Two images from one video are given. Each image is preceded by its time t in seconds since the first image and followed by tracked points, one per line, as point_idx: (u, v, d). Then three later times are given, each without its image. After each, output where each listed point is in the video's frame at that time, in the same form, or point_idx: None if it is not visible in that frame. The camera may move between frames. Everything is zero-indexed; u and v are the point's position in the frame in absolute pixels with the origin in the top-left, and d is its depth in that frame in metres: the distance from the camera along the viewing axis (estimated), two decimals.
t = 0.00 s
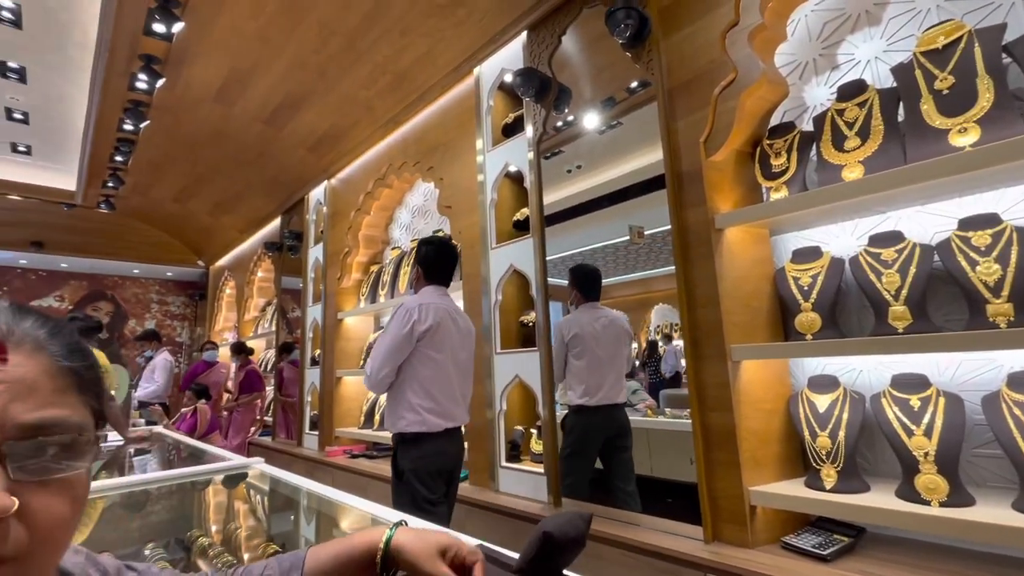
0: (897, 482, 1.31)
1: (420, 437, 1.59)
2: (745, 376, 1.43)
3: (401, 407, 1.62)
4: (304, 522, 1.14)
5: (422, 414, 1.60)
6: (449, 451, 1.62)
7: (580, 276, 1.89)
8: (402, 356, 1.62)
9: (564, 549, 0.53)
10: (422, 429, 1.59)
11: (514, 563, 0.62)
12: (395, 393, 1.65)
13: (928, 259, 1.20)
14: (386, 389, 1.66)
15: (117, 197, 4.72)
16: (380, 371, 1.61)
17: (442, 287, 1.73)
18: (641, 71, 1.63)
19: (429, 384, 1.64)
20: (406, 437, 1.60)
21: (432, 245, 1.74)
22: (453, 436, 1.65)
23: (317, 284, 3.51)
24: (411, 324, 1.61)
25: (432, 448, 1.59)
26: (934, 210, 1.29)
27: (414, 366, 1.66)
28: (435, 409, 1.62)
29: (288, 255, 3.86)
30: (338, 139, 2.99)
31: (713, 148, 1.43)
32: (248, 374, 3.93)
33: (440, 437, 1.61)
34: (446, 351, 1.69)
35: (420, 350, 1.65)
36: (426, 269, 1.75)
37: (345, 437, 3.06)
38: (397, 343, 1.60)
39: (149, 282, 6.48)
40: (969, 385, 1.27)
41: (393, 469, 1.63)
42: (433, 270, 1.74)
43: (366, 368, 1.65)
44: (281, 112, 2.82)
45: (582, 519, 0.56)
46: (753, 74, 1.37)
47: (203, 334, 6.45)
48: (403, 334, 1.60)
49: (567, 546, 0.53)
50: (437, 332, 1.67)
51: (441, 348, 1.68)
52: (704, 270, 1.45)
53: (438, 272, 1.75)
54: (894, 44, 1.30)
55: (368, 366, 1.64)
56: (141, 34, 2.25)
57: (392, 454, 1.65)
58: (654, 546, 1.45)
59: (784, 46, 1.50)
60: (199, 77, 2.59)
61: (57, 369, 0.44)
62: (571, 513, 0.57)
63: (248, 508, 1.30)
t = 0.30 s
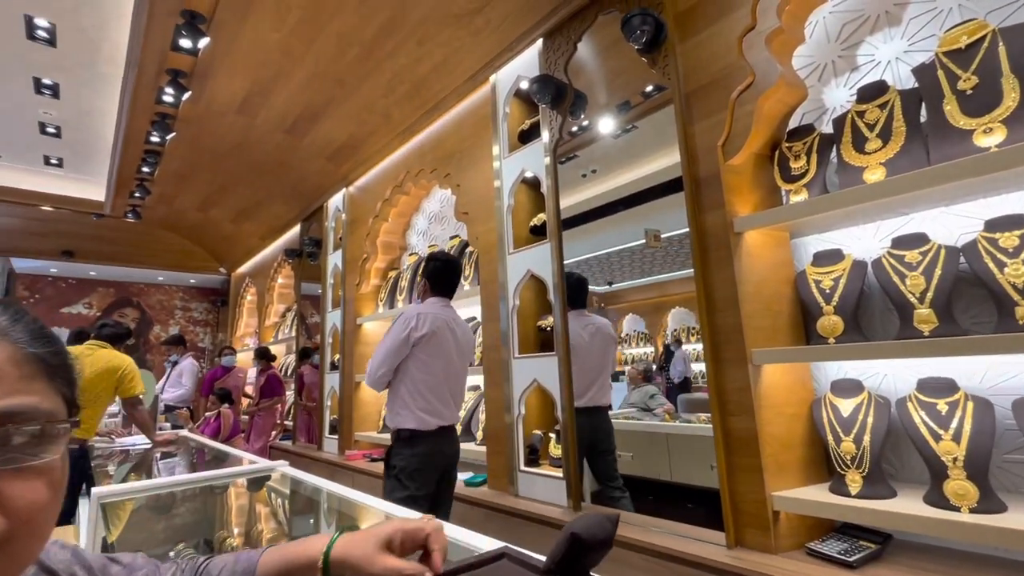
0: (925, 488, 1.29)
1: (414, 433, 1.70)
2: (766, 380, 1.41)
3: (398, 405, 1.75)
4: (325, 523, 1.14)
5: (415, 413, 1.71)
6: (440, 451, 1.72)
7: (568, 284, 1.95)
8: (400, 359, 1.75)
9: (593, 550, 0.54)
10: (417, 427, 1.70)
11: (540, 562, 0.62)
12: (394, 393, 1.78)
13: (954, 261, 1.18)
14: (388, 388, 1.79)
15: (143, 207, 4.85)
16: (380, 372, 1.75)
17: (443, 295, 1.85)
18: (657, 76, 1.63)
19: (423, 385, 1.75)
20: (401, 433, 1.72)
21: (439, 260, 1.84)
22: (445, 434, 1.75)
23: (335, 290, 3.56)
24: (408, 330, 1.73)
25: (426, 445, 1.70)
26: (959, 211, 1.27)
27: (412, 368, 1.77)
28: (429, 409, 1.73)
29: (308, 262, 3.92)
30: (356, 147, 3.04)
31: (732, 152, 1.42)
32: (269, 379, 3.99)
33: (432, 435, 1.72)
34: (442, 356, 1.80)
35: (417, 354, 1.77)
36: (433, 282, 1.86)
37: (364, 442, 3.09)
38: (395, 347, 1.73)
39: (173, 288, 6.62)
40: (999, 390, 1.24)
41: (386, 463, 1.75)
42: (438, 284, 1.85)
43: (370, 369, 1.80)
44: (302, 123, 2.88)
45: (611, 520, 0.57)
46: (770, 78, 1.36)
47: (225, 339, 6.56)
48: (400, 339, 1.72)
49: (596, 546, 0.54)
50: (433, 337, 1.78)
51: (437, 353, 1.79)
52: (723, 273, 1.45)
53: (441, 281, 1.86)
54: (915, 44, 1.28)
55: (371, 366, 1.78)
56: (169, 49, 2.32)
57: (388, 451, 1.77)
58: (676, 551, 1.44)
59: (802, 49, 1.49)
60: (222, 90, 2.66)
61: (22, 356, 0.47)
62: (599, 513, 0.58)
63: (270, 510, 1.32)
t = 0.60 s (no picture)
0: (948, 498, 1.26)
1: (406, 440, 1.74)
2: (782, 389, 1.40)
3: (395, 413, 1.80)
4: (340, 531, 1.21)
5: (408, 420, 1.76)
6: (427, 456, 1.75)
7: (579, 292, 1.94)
8: (395, 369, 1.81)
9: (609, 558, 0.54)
10: (408, 433, 1.74)
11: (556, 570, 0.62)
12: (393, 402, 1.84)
13: (973, 267, 1.16)
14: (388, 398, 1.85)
15: (165, 219, 4.96)
16: (377, 382, 1.82)
17: (440, 307, 1.89)
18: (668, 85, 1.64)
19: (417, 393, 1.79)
20: (396, 440, 1.77)
21: (433, 274, 1.88)
22: (438, 441, 1.78)
23: (351, 299, 3.60)
24: (400, 341, 1.79)
25: (415, 450, 1.74)
26: (977, 217, 1.25)
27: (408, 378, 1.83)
28: (421, 416, 1.76)
29: (324, 270, 3.97)
30: (371, 158, 3.08)
31: (744, 160, 1.42)
32: (286, 386, 4.04)
33: (425, 441, 1.75)
34: (437, 365, 1.84)
35: (412, 364, 1.82)
36: (430, 294, 1.90)
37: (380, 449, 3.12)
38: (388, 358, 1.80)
39: (192, 298, 6.74)
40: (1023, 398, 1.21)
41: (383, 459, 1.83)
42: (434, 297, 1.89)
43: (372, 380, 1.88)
44: (318, 135, 2.93)
45: (627, 528, 0.57)
46: (783, 86, 1.36)
47: (243, 348, 6.66)
48: (393, 350, 1.79)
49: (613, 554, 0.54)
50: (427, 348, 1.83)
51: (432, 363, 1.84)
52: (737, 281, 1.45)
53: (438, 294, 1.91)
54: (930, 50, 1.27)
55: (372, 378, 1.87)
56: (191, 66, 2.39)
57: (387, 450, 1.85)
58: (693, 560, 1.42)
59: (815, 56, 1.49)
60: (242, 105, 2.72)
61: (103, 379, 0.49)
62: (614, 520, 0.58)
63: (287, 518, 1.36)
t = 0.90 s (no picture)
0: (973, 509, 1.23)
1: (398, 451, 1.82)
2: (799, 396, 1.38)
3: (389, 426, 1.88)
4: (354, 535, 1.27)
5: (400, 433, 1.83)
6: (416, 465, 1.82)
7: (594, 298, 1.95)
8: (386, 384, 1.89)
9: (623, 564, 0.54)
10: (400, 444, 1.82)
11: None
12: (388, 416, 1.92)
13: (996, 271, 1.14)
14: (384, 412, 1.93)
15: (186, 229, 5.07)
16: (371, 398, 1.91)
17: (429, 322, 1.97)
18: (680, 91, 1.64)
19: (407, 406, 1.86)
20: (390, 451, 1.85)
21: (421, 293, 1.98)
22: (429, 450, 1.84)
23: (366, 307, 3.64)
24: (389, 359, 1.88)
25: (406, 460, 1.81)
26: (999, 221, 1.23)
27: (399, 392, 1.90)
28: (412, 428, 1.83)
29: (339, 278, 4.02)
30: (385, 167, 3.12)
31: (758, 167, 1.42)
32: (304, 393, 4.09)
33: (415, 452, 1.82)
34: (426, 379, 1.91)
35: (402, 379, 1.89)
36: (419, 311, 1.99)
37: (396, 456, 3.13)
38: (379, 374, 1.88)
39: (212, 306, 6.85)
40: None
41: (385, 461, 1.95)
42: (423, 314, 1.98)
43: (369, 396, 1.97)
44: (334, 146, 2.98)
45: (643, 537, 0.57)
46: (796, 91, 1.36)
47: (261, 355, 6.74)
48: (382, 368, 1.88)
49: (627, 561, 0.54)
50: (415, 363, 1.90)
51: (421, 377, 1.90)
52: (753, 286, 1.43)
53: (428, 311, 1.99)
54: (947, 52, 1.26)
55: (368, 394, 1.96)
56: (211, 81, 2.45)
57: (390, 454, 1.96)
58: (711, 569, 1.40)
59: (829, 60, 1.48)
60: (260, 119, 2.78)
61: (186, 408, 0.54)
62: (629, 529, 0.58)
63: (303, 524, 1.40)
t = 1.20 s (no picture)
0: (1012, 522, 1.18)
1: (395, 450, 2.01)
2: (827, 404, 1.36)
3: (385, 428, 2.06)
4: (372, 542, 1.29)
5: (396, 435, 2.01)
6: (406, 464, 2.00)
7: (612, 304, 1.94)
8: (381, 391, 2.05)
9: (653, 575, 0.54)
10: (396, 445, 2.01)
11: None
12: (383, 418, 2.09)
13: None
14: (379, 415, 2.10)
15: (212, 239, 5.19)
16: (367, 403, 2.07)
17: (422, 332, 2.13)
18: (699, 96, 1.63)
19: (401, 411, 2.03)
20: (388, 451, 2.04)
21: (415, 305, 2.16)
22: (419, 452, 2.02)
23: (386, 313, 3.67)
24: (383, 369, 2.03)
25: (401, 457, 2.00)
26: None
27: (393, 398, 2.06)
28: (406, 432, 2.01)
29: (360, 285, 4.06)
30: (404, 176, 3.15)
31: (780, 171, 1.40)
32: (325, 399, 4.14)
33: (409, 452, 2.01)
34: (418, 386, 2.07)
35: (396, 386, 2.06)
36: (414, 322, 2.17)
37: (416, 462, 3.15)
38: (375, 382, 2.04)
39: (236, 313, 6.98)
40: None
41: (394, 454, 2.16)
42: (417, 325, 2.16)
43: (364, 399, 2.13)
44: (354, 156, 3.02)
45: (671, 548, 0.57)
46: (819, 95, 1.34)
47: (283, 361, 6.84)
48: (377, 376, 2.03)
49: (656, 571, 0.54)
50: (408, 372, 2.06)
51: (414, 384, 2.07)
52: (777, 292, 1.41)
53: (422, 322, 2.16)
54: (975, 52, 1.23)
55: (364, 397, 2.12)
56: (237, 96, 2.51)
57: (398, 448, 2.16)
58: None
59: (853, 61, 1.45)
60: (283, 131, 2.84)
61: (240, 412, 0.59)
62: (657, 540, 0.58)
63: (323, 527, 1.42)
